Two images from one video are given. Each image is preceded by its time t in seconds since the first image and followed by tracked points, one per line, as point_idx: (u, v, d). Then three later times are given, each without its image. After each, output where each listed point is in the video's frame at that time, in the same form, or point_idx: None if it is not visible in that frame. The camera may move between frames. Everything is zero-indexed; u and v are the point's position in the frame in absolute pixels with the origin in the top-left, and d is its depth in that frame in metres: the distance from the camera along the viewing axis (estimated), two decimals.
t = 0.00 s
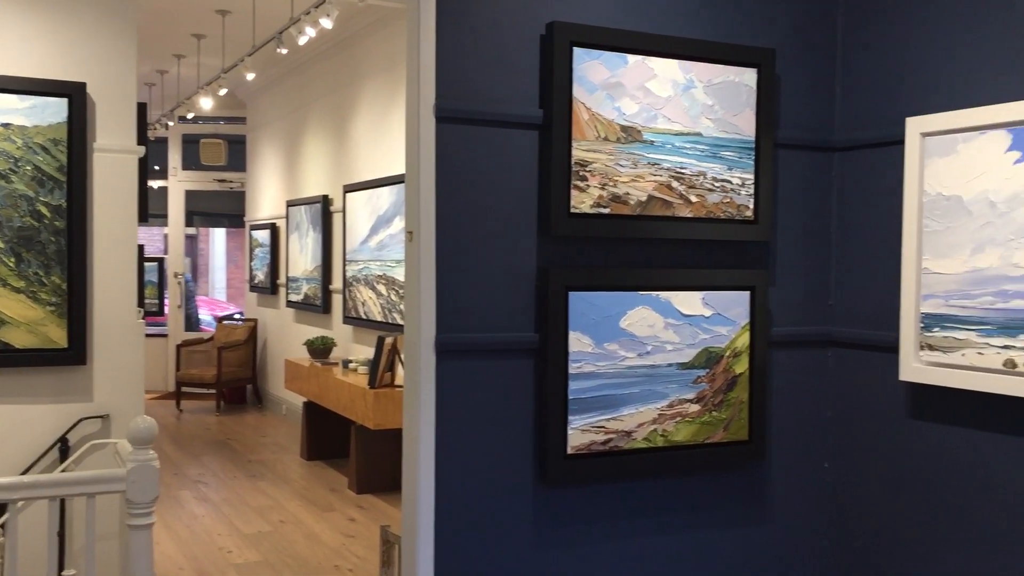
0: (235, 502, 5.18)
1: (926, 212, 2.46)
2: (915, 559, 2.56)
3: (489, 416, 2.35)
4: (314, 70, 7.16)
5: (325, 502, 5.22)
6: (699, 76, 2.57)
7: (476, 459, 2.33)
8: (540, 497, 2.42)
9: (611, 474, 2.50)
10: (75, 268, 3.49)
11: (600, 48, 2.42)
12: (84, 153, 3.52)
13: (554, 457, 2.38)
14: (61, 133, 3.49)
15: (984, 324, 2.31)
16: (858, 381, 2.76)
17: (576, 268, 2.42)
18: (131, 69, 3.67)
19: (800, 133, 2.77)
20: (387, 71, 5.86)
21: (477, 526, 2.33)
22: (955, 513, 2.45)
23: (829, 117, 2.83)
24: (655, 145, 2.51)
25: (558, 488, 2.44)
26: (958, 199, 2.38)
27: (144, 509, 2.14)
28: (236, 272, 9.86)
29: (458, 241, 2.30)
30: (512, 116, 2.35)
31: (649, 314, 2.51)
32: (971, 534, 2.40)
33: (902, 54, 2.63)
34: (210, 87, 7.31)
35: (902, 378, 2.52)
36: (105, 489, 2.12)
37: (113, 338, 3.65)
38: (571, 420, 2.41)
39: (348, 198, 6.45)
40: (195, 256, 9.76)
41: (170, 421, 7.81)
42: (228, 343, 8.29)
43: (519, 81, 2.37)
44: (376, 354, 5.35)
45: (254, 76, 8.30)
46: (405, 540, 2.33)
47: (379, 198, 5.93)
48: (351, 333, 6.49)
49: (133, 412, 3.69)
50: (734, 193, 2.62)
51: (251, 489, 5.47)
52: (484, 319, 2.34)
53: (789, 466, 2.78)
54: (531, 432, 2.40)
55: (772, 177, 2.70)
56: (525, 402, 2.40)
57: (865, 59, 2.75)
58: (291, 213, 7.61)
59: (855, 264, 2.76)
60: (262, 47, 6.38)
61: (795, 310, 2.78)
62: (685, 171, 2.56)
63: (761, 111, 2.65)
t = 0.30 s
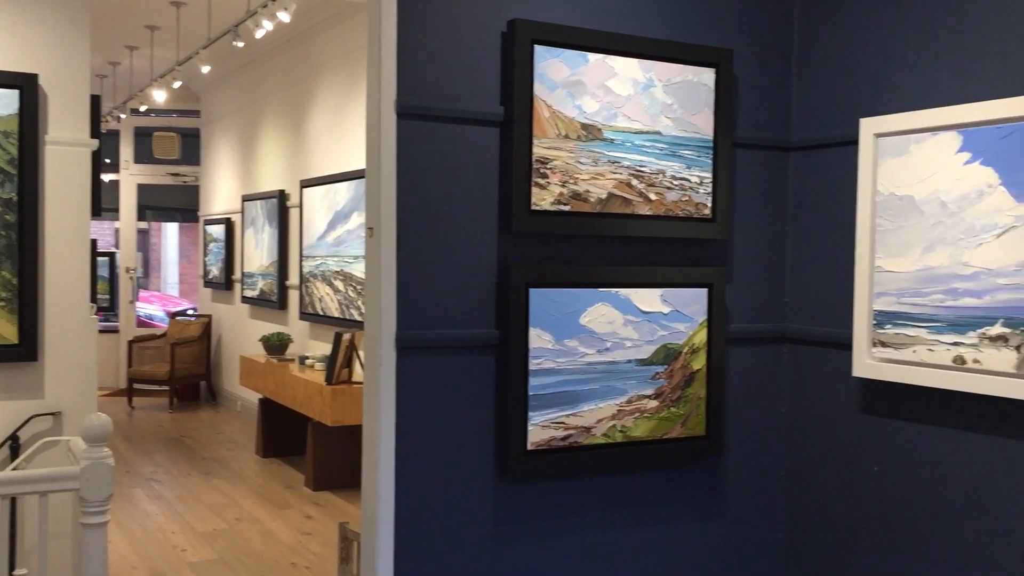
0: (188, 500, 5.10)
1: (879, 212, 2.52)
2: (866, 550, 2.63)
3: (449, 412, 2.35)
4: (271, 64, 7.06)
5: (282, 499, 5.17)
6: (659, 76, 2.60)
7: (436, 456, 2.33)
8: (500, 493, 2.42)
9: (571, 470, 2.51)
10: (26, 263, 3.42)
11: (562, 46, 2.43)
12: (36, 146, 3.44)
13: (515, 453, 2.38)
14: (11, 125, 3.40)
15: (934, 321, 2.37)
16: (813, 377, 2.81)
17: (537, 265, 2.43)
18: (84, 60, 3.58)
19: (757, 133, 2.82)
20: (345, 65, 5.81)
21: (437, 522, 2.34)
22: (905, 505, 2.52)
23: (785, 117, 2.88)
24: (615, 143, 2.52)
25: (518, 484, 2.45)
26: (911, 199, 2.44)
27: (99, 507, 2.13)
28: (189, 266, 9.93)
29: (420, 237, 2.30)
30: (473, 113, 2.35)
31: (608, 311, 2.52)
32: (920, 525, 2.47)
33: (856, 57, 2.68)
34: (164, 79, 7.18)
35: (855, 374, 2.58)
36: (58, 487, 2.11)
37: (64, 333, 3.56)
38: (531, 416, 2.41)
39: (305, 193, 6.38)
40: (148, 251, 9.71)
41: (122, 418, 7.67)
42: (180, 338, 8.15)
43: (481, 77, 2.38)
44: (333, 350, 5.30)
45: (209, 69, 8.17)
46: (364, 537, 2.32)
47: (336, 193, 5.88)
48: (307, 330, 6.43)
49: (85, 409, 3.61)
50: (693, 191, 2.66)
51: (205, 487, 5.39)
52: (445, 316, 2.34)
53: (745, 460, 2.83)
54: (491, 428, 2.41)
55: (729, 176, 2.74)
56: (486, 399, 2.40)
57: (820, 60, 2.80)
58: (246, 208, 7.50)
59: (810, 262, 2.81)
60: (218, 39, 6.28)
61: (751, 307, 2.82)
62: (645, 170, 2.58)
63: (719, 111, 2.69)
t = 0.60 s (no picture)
0: (138, 499, 5.00)
1: (830, 211, 2.58)
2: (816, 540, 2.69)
3: (407, 410, 2.35)
4: (222, 56, 6.95)
5: (234, 497, 5.10)
6: (616, 75, 2.62)
7: (393, 453, 2.33)
8: (457, 489, 2.43)
9: (528, 466, 2.53)
10: None
11: (519, 44, 2.43)
12: None
13: (472, 450, 2.39)
14: None
15: (883, 318, 2.43)
16: (765, 373, 2.87)
17: (494, 262, 2.44)
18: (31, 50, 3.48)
19: (712, 132, 2.86)
20: (298, 59, 5.75)
21: (394, 519, 2.33)
22: (854, 497, 2.58)
23: (738, 117, 2.92)
24: (573, 141, 2.54)
25: (475, 480, 2.45)
26: (860, 198, 2.49)
27: (49, 506, 2.09)
28: (137, 261, 9.60)
29: (378, 233, 2.29)
30: (431, 110, 2.35)
31: (565, 308, 2.54)
32: (868, 516, 2.54)
33: (808, 59, 2.74)
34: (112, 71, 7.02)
35: (806, 370, 2.64)
36: (6, 487, 2.08)
37: (9, 330, 3.47)
38: (488, 413, 2.42)
39: (257, 187, 6.30)
40: (93, 245, 9.37)
41: (67, 416, 7.48)
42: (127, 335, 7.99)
43: (439, 74, 2.37)
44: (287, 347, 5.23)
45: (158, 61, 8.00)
46: (321, 534, 2.31)
47: (289, 188, 5.81)
48: (260, 326, 6.35)
49: (32, 408, 3.51)
50: (648, 189, 2.68)
51: (155, 485, 5.29)
52: (403, 313, 2.33)
53: (698, 454, 2.88)
54: (449, 425, 2.41)
55: (684, 174, 2.77)
56: (443, 395, 2.40)
57: (773, 62, 2.86)
58: (196, 202, 7.38)
59: (762, 260, 2.86)
60: (167, 31, 6.16)
61: (705, 304, 2.87)
62: (602, 167, 2.60)
63: (675, 110, 2.72)
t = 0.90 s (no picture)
0: (86, 499, 4.89)
1: (782, 210, 2.63)
2: (768, 532, 2.74)
3: (364, 408, 2.34)
4: (172, 50, 6.82)
5: (185, 497, 5.02)
6: (572, 73, 2.63)
7: (351, 451, 2.31)
8: (415, 487, 2.43)
9: (486, 463, 2.53)
10: None
11: (477, 41, 2.44)
12: None
13: (430, 447, 2.39)
14: None
15: (833, 315, 2.49)
16: (718, 369, 2.91)
17: (452, 260, 2.44)
18: None
19: (667, 132, 2.90)
20: (250, 53, 5.68)
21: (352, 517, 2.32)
22: (805, 490, 2.64)
23: (693, 117, 2.96)
24: (530, 139, 2.55)
25: (432, 477, 2.45)
26: (812, 197, 2.55)
27: None
28: (83, 258, 9.28)
29: (335, 230, 2.28)
30: (388, 107, 2.34)
31: (522, 305, 2.55)
32: (819, 508, 2.60)
33: (760, 61, 2.79)
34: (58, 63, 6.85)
35: (759, 366, 2.69)
36: None
37: None
38: (446, 410, 2.42)
39: (208, 183, 6.20)
40: (37, 241, 9.12)
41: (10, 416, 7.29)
42: (74, 333, 7.79)
43: (397, 71, 2.36)
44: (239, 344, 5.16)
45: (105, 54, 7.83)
46: (276, 533, 2.29)
47: (241, 184, 5.73)
48: (211, 324, 6.25)
49: None
50: (605, 187, 2.71)
51: (104, 485, 5.19)
52: (360, 310, 2.32)
53: (654, 449, 2.91)
54: (406, 422, 2.40)
55: (640, 173, 2.81)
56: (401, 393, 2.40)
57: (726, 63, 2.90)
58: (145, 198, 7.23)
59: (716, 258, 2.91)
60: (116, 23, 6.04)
61: (660, 301, 2.90)
62: (559, 165, 2.61)
63: (631, 109, 2.75)
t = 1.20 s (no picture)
0: (33, 503, 4.78)
1: (737, 209, 2.67)
2: (722, 526, 2.79)
3: (322, 407, 2.32)
4: (121, 45, 6.69)
5: (136, 499, 4.93)
6: (529, 73, 2.64)
7: (308, 451, 2.30)
8: (373, 487, 2.42)
9: (444, 462, 2.53)
10: None
11: (434, 40, 2.43)
12: None
13: (388, 447, 2.38)
14: None
15: (786, 313, 2.54)
16: (673, 367, 2.95)
17: (409, 259, 2.43)
18: None
19: (623, 132, 2.92)
20: (201, 50, 5.60)
21: (309, 517, 2.30)
22: (759, 484, 2.69)
23: (648, 118, 3.00)
24: (487, 138, 2.55)
25: (390, 477, 2.44)
26: (765, 197, 2.59)
27: None
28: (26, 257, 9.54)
29: (291, 229, 2.26)
30: (345, 105, 2.32)
31: (480, 304, 2.56)
32: (772, 502, 2.65)
33: (714, 63, 2.83)
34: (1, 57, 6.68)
35: (714, 363, 2.73)
36: None
37: None
38: (404, 409, 2.41)
39: (157, 181, 6.10)
40: None
41: None
42: (18, 332, 7.56)
43: (354, 69, 2.35)
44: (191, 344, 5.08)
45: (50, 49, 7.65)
46: (232, 534, 2.27)
47: (192, 182, 5.64)
48: (162, 324, 6.15)
49: None
50: (562, 187, 2.72)
51: (51, 489, 5.07)
52: (317, 310, 2.30)
53: (610, 446, 2.94)
54: (364, 422, 2.39)
55: (597, 173, 2.83)
56: (358, 393, 2.38)
57: (681, 64, 2.94)
58: (94, 196, 7.07)
59: (671, 256, 2.95)
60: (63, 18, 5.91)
61: (617, 300, 2.93)
62: (516, 165, 2.62)
63: (588, 109, 2.77)
